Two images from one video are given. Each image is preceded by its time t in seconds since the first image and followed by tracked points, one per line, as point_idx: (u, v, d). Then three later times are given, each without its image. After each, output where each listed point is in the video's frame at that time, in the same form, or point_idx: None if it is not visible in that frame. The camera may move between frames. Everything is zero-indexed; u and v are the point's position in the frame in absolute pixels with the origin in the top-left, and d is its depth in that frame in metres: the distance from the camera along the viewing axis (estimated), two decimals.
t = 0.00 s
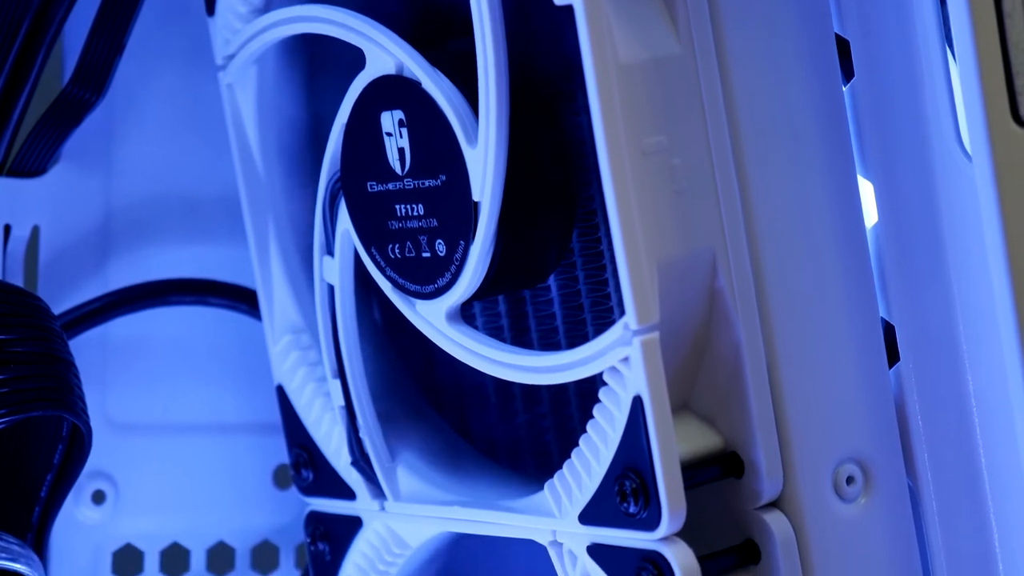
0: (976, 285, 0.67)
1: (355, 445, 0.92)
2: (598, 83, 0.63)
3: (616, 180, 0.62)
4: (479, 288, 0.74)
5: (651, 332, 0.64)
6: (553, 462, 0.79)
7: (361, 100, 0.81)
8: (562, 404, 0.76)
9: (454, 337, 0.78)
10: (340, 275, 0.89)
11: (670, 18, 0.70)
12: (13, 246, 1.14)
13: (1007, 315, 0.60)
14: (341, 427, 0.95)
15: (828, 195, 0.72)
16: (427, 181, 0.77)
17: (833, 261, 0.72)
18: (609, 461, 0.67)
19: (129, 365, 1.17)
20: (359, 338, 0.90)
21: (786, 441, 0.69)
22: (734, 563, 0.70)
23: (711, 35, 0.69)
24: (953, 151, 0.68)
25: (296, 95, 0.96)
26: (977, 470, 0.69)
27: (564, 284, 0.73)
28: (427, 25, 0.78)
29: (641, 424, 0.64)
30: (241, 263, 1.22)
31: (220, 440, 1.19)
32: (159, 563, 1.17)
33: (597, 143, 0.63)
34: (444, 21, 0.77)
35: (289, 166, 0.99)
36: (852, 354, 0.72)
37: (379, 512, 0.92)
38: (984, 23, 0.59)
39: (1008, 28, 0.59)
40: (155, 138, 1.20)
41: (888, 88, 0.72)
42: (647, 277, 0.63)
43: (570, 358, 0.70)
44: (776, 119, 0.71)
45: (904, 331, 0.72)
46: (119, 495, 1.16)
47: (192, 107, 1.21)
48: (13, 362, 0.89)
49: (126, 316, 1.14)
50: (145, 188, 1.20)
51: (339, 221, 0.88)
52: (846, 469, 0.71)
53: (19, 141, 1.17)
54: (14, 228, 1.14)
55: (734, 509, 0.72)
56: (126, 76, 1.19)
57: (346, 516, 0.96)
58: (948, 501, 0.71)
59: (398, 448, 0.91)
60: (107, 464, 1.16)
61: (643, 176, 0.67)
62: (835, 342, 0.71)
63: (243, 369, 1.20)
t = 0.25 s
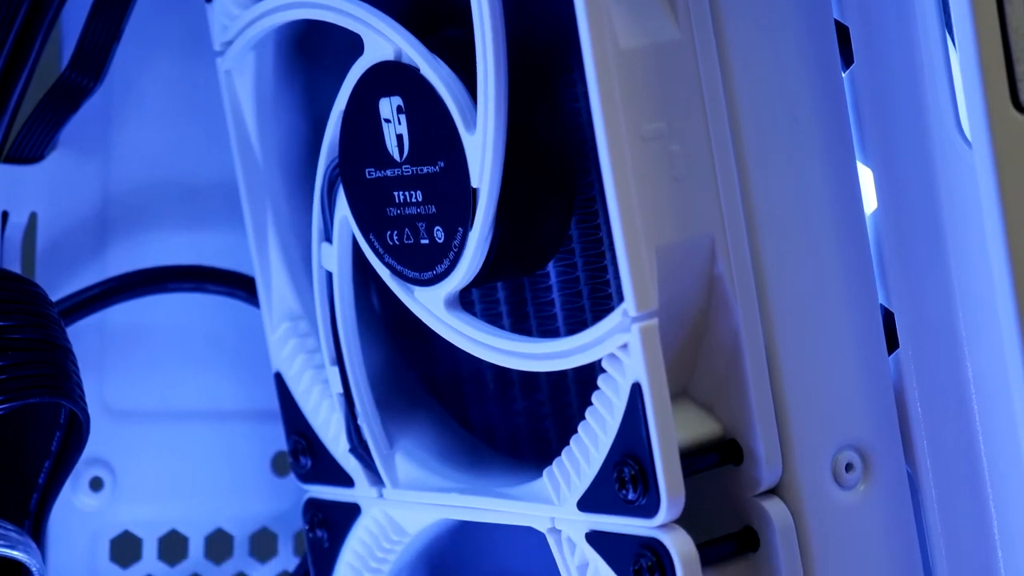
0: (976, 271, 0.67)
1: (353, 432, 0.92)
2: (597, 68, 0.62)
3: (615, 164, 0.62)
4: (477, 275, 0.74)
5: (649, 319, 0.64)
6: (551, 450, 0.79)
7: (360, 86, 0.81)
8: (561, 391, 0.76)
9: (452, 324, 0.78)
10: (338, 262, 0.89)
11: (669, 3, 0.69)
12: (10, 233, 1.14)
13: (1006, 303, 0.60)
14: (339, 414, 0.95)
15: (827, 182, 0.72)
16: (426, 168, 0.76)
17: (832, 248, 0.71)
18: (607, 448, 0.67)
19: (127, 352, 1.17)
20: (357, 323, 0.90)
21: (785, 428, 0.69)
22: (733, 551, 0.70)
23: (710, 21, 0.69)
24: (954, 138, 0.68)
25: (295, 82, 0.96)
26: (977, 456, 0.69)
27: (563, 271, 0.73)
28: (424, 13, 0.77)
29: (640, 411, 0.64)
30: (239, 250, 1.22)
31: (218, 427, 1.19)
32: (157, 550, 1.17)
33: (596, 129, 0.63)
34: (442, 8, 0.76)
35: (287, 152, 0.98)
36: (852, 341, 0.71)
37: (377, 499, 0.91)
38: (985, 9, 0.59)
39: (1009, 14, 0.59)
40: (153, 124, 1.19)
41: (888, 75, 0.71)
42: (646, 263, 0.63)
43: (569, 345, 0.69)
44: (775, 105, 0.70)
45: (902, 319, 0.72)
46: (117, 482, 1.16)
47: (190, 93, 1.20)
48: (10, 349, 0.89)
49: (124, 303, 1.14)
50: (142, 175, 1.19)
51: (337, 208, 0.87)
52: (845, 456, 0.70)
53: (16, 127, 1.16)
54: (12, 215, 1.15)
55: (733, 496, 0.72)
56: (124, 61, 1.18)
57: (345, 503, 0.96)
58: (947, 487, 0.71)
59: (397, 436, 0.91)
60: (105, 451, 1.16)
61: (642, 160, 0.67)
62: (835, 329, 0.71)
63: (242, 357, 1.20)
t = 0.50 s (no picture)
0: (973, 260, 0.67)
1: (350, 421, 0.92)
2: (595, 55, 0.62)
3: (613, 150, 0.62)
4: (475, 263, 0.73)
5: (647, 307, 0.64)
6: (549, 438, 0.79)
7: (357, 74, 0.80)
8: (559, 379, 0.76)
9: (450, 313, 0.77)
10: (336, 251, 0.88)
11: None
12: (6, 221, 1.15)
13: (1005, 293, 0.60)
14: (337, 403, 0.95)
15: (826, 170, 0.71)
16: (424, 156, 0.76)
17: (831, 236, 0.71)
18: (605, 437, 0.67)
19: (125, 341, 1.17)
20: (355, 312, 0.90)
21: (783, 416, 0.69)
22: (731, 539, 0.69)
23: (709, 9, 0.68)
24: (953, 127, 0.67)
25: (293, 69, 0.95)
26: (976, 446, 0.69)
27: (561, 260, 0.72)
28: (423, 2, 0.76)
29: (637, 399, 0.64)
30: (237, 239, 1.21)
31: (216, 416, 1.19)
32: (155, 539, 1.17)
33: (594, 117, 0.62)
34: None
35: (284, 140, 0.98)
36: (851, 330, 0.71)
37: (375, 488, 0.91)
38: None
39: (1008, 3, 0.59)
40: (150, 112, 1.18)
41: (886, 63, 0.71)
42: (643, 251, 0.63)
43: (566, 333, 0.69)
44: (774, 93, 0.70)
45: (901, 306, 0.72)
46: (114, 471, 1.16)
47: (187, 81, 1.19)
48: (6, 337, 0.89)
49: (121, 291, 1.14)
50: (139, 163, 1.19)
51: (335, 196, 0.87)
52: (843, 444, 0.70)
53: (12, 114, 1.16)
54: (8, 202, 1.15)
55: (731, 485, 0.72)
56: (121, 48, 1.18)
57: (342, 492, 0.95)
58: (945, 476, 0.71)
59: (394, 424, 0.90)
60: (102, 440, 1.16)
61: (640, 148, 0.67)
62: (834, 317, 0.71)
63: (241, 345, 1.20)
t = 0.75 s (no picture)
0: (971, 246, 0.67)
1: (347, 410, 0.92)
2: (592, 42, 0.61)
3: (610, 138, 0.61)
4: (472, 252, 0.73)
5: (645, 296, 0.63)
6: (546, 427, 0.79)
7: (355, 61, 0.80)
8: (557, 368, 0.76)
9: (448, 301, 0.77)
10: (333, 239, 0.88)
11: None
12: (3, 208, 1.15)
13: (1003, 282, 0.60)
14: (334, 391, 0.95)
15: (824, 159, 0.71)
16: (420, 144, 0.75)
17: (830, 224, 0.71)
18: (603, 425, 0.67)
19: (122, 329, 1.16)
20: (352, 301, 0.89)
21: (780, 404, 0.69)
22: (729, 527, 0.69)
23: None
24: (952, 115, 0.67)
25: (289, 57, 0.95)
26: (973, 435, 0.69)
27: (558, 248, 0.72)
28: None
29: (634, 387, 0.63)
30: (234, 228, 1.21)
31: (212, 404, 1.18)
32: (151, 527, 1.17)
33: (591, 105, 0.62)
34: None
35: (280, 128, 0.97)
36: (850, 319, 0.71)
37: (372, 476, 0.91)
38: None
39: None
40: (146, 100, 1.18)
41: (885, 49, 0.71)
42: (641, 239, 0.62)
43: (563, 321, 0.69)
44: (773, 80, 0.69)
45: (899, 295, 0.71)
46: (111, 460, 1.16)
47: (184, 69, 1.18)
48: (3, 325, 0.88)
49: (117, 279, 1.13)
50: (135, 151, 1.18)
51: (332, 184, 0.86)
52: (841, 433, 0.70)
53: (8, 102, 1.15)
54: (5, 190, 1.15)
55: (728, 473, 0.71)
56: (117, 36, 1.17)
57: (339, 481, 0.95)
58: (943, 464, 0.71)
59: (391, 413, 0.90)
60: (98, 429, 1.16)
61: (638, 136, 0.66)
62: (832, 306, 0.70)
63: (238, 332, 1.19)
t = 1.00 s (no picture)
0: (966, 232, 0.67)
1: (344, 399, 0.91)
2: (589, 31, 0.61)
3: (607, 126, 0.61)
4: (469, 241, 0.73)
5: (642, 284, 0.63)
6: (543, 416, 0.78)
7: (351, 49, 0.79)
8: (554, 356, 0.75)
9: (444, 290, 0.77)
10: (328, 228, 0.87)
11: None
12: None
13: (1000, 269, 0.59)
14: (330, 380, 0.94)
15: (821, 148, 0.71)
16: (417, 133, 0.75)
17: (827, 213, 0.71)
18: (599, 415, 0.66)
19: (118, 318, 1.16)
20: (348, 288, 0.89)
21: (777, 394, 0.68)
22: (725, 517, 0.69)
23: None
24: (948, 103, 0.67)
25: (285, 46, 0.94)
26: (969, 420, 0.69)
27: (554, 237, 0.72)
28: None
29: (631, 375, 0.63)
30: (229, 217, 1.20)
31: (208, 393, 1.18)
32: (147, 517, 1.16)
33: (588, 93, 0.62)
34: None
35: (275, 116, 0.97)
36: (846, 308, 0.71)
37: (368, 466, 0.91)
38: None
39: None
40: (141, 88, 1.17)
41: (882, 37, 0.71)
42: (637, 228, 0.62)
43: (560, 310, 0.69)
44: (770, 68, 0.69)
45: (897, 284, 0.71)
46: (107, 449, 1.16)
47: (179, 58, 1.18)
48: None
49: (113, 268, 1.13)
50: (131, 139, 1.17)
51: (328, 172, 0.86)
52: (838, 422, 0.70)
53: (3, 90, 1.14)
54: None
55: (725, 462, 0.71)
56: (112, 24, 1.16)
57: (335, 470, 0.95)
58: (940, 452, 0.70)
59: (388, 402, 0.90)
60: (93, 418, 1.16)
61: (635, 125, 0.66)
62: (829, 295, 0.70)
63: (234, 321, 1.19)
